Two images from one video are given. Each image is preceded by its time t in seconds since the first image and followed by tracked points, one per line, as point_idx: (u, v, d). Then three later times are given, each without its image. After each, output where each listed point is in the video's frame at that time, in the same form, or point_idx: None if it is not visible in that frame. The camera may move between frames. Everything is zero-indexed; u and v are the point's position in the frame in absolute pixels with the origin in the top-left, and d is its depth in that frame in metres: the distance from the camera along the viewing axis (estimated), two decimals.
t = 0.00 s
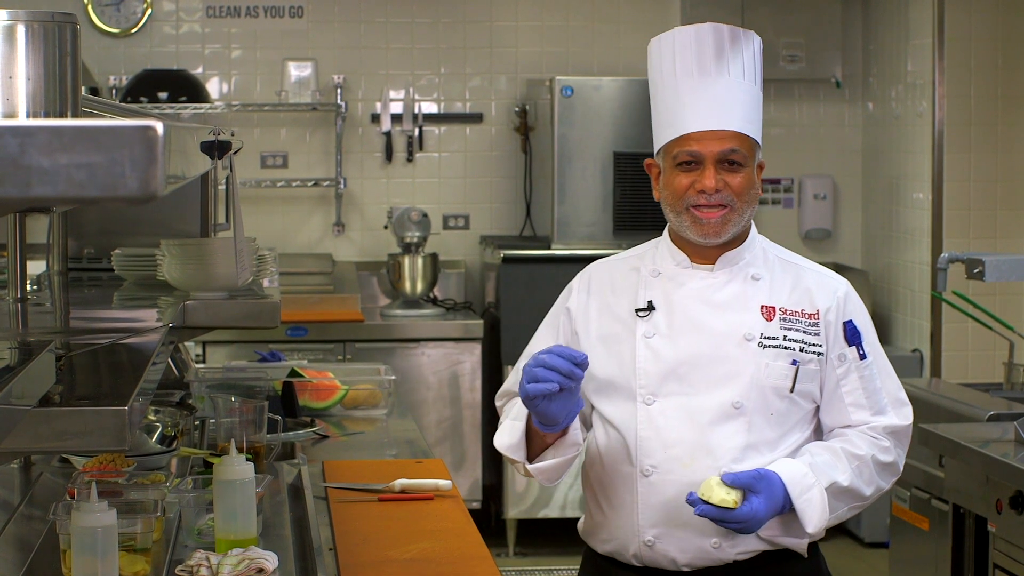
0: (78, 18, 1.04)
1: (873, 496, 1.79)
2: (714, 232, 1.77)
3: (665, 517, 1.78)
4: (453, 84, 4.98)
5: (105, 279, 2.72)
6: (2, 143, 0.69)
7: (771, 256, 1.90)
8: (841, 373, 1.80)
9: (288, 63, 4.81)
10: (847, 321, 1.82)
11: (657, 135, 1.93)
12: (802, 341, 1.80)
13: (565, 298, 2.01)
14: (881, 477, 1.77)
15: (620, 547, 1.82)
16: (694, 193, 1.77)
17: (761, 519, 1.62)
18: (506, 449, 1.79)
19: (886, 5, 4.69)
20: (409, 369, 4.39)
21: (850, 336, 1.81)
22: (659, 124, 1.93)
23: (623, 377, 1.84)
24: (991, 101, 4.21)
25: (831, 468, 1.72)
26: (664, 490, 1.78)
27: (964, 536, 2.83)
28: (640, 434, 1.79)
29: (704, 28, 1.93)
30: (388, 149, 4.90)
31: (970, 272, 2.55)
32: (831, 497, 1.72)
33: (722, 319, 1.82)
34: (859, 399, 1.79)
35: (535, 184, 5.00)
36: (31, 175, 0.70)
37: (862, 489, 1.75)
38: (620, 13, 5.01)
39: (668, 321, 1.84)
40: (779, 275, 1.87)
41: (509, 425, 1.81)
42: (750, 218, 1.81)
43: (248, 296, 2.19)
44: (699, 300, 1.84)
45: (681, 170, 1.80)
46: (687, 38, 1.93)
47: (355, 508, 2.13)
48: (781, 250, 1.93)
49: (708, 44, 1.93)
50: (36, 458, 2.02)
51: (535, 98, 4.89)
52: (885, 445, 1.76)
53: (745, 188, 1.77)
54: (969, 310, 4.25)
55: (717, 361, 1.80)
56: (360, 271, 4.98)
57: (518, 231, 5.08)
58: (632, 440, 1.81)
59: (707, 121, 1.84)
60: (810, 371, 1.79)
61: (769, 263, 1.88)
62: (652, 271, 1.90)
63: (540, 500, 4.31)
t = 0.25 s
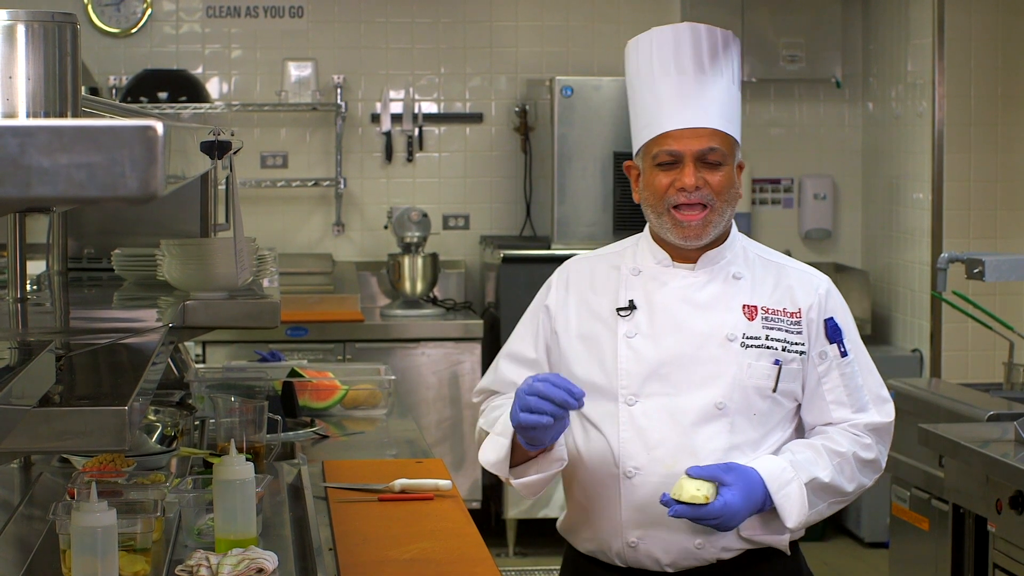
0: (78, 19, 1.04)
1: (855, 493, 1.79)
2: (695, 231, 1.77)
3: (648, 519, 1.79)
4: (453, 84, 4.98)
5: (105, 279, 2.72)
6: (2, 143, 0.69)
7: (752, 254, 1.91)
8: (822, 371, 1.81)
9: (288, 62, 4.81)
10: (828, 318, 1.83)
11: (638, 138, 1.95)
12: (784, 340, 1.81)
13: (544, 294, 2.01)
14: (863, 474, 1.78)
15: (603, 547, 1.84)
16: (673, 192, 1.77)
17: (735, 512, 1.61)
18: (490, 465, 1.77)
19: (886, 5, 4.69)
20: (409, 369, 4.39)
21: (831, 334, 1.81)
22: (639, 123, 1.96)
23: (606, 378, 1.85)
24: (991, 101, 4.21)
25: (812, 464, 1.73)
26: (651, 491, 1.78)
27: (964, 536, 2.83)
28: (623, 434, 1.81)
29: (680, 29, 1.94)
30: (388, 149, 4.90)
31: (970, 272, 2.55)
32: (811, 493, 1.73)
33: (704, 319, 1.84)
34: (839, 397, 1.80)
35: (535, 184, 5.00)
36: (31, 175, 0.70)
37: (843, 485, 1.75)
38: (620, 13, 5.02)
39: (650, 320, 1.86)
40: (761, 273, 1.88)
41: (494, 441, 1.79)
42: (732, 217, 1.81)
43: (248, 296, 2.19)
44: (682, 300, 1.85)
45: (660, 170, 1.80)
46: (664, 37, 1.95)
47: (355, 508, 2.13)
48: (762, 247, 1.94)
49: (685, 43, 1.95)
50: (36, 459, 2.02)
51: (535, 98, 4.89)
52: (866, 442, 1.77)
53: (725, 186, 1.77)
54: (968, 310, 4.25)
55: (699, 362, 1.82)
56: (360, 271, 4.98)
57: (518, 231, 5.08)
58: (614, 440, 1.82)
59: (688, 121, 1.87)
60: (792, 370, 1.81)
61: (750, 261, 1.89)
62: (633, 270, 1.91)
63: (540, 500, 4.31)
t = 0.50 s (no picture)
0: (78, 18, 1.04)
1: (826, 488, 1.78)
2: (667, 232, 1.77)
3: (631, 522, 1.80)
4: (452, 83, 4.98)
5: (104, 279, 2.71)
6: (3, 143, 0.69)
7: (727, 254, 1.93)
8: (796, 367, 1.84)
9: (288, 64, 4.77)
10: (802, 315, 1.86)
11: (603, 143, 1.95)
12: (762, 339, 1.82)
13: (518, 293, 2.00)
14: (834, 469, 1.77)
15: (583, 549, 1.84)
16: (641, 195, 1.78)
17: (687, 487, 1.57)
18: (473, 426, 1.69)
19: (886, 4, 4.69)
20: (409, 369, 4.39)
21: (805, 331, 1.84)
22: (603, 128, 1.97)
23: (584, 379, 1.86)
24: (991, 101, 4.21)
25: (780, 451, 1.72)
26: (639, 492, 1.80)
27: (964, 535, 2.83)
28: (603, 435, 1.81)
29: (634, 31, 1.96)
30: (388, 148, 4.90)
31: (970, 271, 2.55)
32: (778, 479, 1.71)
33: (682, 319, 1.85)
34: (812, 393, 1.82)
35: (535, 183, 5.00)
36: (31, 175, 0.70)
37: (811, 477, 1.74)
38: (620, 13, 5.02)
39: (628, 321, 1.87)
40: (737, 273, 1.90)
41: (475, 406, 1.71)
42: (703, 215, 1.82)
43: (248, 296, 2.19)
44: (660, 300, 1.86)
45: (627, 174, 1.81)
46: (622, 40, 1.97)
47: (355, 508, 2.13)
48: (737, 249, 1.96)
49: (645, 45, 1.95)
50: (36, 458, 2.02)
51: (535, 97, 4.89)
52: (837, 436, 1.76)
53: (692, 186, 1.78)
54: (968, 310, 4.25)
55: (677, 362, 1.83)
56: (360, 271, 4.98)
57: (518, 231, 5.08)
58: (596, 444, 1.83)
59: (647, 121, 1.86)
60: (771, 369, 1.82)
61: (726, 261, 1.91)
62: (610, 270, 1.92)
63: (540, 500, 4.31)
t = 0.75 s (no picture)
0: (79, 19, 1.04)
1: (797, 483, 1.72)
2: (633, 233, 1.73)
3: (606, 523, 1.74)
4: (452, 83, 4.98)
5: (104, 278, 2.71)
6: (3, 143, 0.69)
7: (696, 255, 1.87)
8: (766, 363, 1.78)
9: (288, 64, 4.77)
10: (772, 312, 1.80)
11: (570, 145, 1.92)
12: (733, 337, 1.77)
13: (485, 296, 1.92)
14: (805, 463, 1.71)
15: (556, 552, 1.76)
16: (607, 196, 1.74)
17: (672, 452, 1.52)
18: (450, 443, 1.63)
19: (886, 4, 4.69)
20: (409, 368, 4.39)
21: (774, 327, 1.78)
22: (569, 129, 1.93)
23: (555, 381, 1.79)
24: (991, 101, 4.21)
25: (756, 433, 1.66)
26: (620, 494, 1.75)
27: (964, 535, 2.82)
28: (575, 436, 1.75)
29: (600, 31, 1.94)
30: (387, 148, 4.90)
31: (970, 271, 2.55)
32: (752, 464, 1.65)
33: (652, 317, 1.79)
34: (782, 389, 1.76)
35: (535, 183, 5.00)
36: (31, 175, 0.70)
37: (783, 467, 1.68)
38: (621, 13, 5.02)
39: (598, 320, 1.80)
40: (706, 273, 1.85)
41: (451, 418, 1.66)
42: (669, 217, 1.77)
43: (248, 296, 2.19)
44: (630, 299, 1.80)
45: (594, 174, 1.77)
46: (587, 41, 1.94)
47: (355, 508, 2.13)
48: (705, 250, 1.91)
49: (611, 45, 1.93)
50: (36, 458, 2.02)
51: (535, 97, 4.89)
52: (809, 429, 1.72)
53: (658, 186, 1.73)
54: (968, 310, 4.25)
55: (646, 362, 1.77)
56: (359, 270, 4.98)
57: (518, 231, 5.08)
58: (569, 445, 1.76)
59: (615, 120, 1.82)
60: (743, 367, 1.76)
61: (694, 260, 1.86)
62: (578, 271, 1.85)
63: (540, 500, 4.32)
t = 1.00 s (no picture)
0: (78, 18, 1.04)
1: (771, 477, 1.73)
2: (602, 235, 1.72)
3: (586, 526, 1.71)
4: (452, 83, 4.98)
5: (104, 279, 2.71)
6: (3, 143, 0.69)
7: (660, 250, 1.86)
8: (737, 359, 1.78)
9: (287, 63, 4.77)
10: (739, 306, 1.81)
11: (534, 144, 1.90)
12: (702, 333, 1.76)
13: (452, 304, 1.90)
14: (778, 458, 1.73)
15: (539, 558, 1.73)
16: (577, 197, 1.73)
17: (651, 458, 1.54)
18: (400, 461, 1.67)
19: (886, 4, 4.69)
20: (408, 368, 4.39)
21: (742, 322, 1.78)
22: (536, 128, 1.92)
23: (525, 386, 1.76)
24: (991, 101, 4.21)
25: (728, 434, 1.66)
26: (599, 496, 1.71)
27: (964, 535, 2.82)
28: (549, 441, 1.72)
29: (568, 30, 1.92)
30: (387, 148, 4.90)
31: (970, 271, 2.55)
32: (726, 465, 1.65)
33: (620, 317, 1.77)
34: (754, 385, 1.77)
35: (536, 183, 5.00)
36: (31, 175, 0.70)
37: (758, 464, 1.69)
38: (621, 13, 5.02)
39: (566, 325, 1.77)
40: (671, 268, 1.84)
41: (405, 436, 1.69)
42: (637, 218, 1.77)
43: (248, 296, 2.19)
44: (597, 301, 1.78)
45: (562, 174, 1.76)
46: (554, 39, 1.93)
47: (355, 508, 2.13)
48: (666, 244, 1.90)
49: (578, 43, 1.92)
50: (36, 458, 2.02)
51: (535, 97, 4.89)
52: (782, 425, 1.73)
53: (628, 188, 1.73)
54: (968, 310, 4.25)
55: (617, 362, 1.74)
56: (359, 270, 4.98)
57: (518, 231, 5.07)
58: (542, 450, 1.73)
59: (582, 121, 1.81)
60: (713, 362, 1.76)
61: (658, 256, 1.85)
62: (543, 275, 1.83)
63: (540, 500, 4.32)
